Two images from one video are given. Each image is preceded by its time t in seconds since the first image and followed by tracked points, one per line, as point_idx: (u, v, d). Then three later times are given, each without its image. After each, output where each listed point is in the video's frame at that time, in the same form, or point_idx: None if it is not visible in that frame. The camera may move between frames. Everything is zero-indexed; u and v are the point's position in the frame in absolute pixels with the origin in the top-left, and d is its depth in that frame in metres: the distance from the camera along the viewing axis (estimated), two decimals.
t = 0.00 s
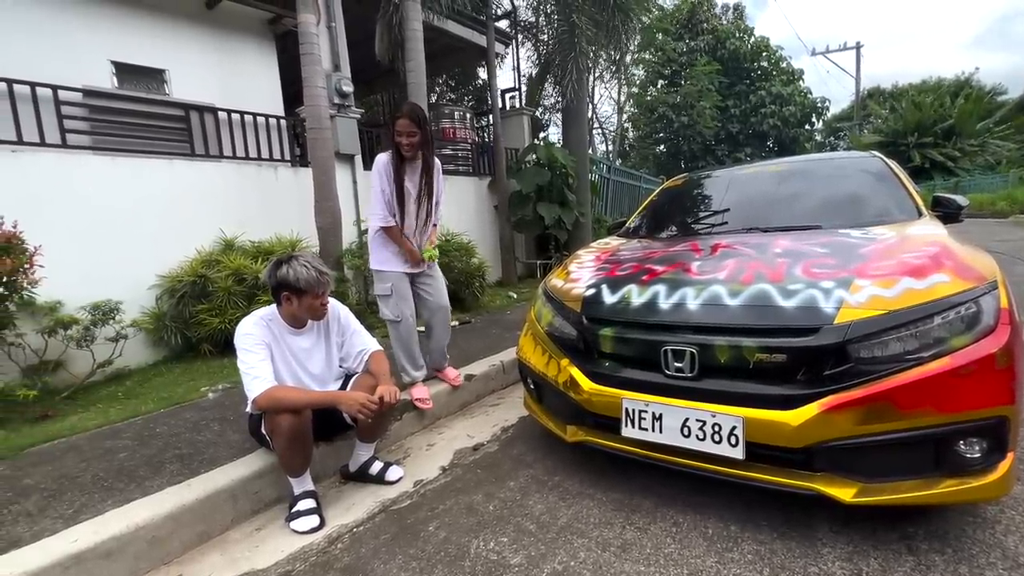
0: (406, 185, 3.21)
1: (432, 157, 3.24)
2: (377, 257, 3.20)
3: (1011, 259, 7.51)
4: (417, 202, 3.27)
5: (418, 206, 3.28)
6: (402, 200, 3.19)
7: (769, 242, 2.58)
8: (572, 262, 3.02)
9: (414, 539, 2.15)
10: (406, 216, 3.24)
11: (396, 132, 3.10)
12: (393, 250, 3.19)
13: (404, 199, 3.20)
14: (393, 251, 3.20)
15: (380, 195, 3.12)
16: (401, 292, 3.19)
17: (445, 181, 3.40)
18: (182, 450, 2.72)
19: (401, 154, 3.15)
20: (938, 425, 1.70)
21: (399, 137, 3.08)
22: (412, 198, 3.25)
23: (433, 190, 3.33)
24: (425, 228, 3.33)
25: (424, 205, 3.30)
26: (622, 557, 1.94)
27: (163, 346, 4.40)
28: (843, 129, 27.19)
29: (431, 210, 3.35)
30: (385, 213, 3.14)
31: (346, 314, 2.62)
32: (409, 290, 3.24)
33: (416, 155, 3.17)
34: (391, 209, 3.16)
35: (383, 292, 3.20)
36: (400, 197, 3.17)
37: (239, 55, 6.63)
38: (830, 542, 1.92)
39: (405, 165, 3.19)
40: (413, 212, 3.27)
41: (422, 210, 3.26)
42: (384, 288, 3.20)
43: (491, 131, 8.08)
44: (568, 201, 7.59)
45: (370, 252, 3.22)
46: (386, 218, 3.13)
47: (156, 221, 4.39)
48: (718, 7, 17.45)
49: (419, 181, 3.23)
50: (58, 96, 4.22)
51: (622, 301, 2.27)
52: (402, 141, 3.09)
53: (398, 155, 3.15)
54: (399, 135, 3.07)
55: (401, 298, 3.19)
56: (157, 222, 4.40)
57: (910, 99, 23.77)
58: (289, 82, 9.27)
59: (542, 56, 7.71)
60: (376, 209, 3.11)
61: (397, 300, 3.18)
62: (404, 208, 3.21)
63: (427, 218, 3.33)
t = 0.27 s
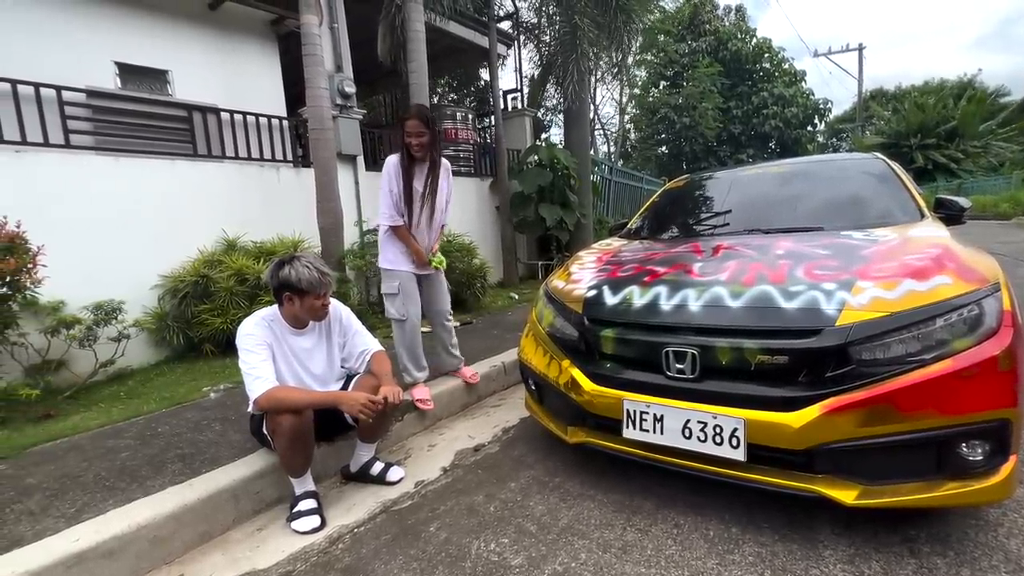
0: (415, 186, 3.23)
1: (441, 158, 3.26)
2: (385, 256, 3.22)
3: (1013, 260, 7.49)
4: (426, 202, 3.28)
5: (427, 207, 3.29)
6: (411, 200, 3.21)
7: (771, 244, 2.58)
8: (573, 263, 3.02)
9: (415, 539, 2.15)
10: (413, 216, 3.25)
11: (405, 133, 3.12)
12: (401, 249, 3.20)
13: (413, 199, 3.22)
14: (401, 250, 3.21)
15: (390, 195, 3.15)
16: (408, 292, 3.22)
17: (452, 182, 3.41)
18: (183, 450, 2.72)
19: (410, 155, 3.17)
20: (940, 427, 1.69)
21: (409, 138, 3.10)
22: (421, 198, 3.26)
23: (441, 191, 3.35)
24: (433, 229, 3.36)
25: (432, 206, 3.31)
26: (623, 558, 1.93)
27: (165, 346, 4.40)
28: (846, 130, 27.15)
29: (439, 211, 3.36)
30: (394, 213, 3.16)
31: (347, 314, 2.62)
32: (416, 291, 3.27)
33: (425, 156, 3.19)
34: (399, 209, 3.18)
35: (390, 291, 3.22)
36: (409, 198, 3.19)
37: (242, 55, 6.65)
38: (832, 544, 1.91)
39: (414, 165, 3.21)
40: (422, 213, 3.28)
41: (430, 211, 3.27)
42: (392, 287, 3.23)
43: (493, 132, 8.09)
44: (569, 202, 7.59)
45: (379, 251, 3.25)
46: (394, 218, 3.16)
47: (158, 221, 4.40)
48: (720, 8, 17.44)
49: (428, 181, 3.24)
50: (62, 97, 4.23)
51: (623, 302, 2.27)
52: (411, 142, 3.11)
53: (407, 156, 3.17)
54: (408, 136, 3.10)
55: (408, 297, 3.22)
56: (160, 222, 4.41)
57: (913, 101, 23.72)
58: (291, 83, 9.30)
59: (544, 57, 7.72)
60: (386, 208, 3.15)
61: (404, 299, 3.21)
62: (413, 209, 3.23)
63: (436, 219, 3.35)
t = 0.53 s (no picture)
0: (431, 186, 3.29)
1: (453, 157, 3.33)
2: (405, 256, 3.29)
3: (1014, 262, 7.49)
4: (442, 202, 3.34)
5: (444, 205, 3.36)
6: (429, 200, 3.26)
7: (772, 245, 2.58)
8: (574, 263, 3.02)
9: (415, 540, 2.15)
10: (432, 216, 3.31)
11: (419, 136, 3.16)
12: (422, 248, 3.26)
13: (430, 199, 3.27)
14: (422, 250, 3.27)
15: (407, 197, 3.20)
16: (422, 291, 3.26)
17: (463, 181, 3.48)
18: (184, 450, 2.72)
19: (424, 157, 3.22)
20: (940, 429, 1.69)
21: (424, 139, 3.14)
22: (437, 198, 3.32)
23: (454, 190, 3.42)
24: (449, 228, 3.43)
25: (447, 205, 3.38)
26: (623, 560, 1.93)
27: (166, 346, 4.41)
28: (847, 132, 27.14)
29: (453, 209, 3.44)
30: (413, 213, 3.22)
31: (348, 315, 2.62)
32: (429, 291, 3.31)
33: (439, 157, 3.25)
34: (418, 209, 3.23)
35: (405, 288, 3.26)
36: (426, 198, 3.24)
37: (243, 56, 6.66)
38: (832, 546, 1.91)
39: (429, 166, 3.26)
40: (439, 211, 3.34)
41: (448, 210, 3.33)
42: (407, 285, 3.28)
43: (495, 132, 8.09)
44: (570, 203, 7.59)
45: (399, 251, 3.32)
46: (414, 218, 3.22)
47: (160, 221, 4.41)
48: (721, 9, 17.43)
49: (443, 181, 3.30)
50: (64, 97, 4.24)
51: (624, 303, 2.28)
52: (426, 144, 3.16)
53: (422, 157, 3.22)
54: (423, 138, 3.14)
55: (421, 296, 3.26)
56: (161, 222, 4.42)
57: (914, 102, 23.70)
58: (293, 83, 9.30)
59: (546, 58, 7.72)
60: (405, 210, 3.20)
61: (417, 298, 3.25)
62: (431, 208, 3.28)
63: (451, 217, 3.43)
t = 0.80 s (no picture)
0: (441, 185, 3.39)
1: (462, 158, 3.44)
2: (421, 253, 3.34)
3: (1015, 263, 7.49)
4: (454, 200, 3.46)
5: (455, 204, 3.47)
6: (442, 198, 3.37)
7: (772, 245, 2.58)
8: (574, 263, 3.02)
9: (415, 539, 2.16)
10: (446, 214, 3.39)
11: (428, 137, 3.30)
12: (439, 244, 3.34)
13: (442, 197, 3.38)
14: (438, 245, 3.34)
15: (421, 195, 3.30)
16: (437, 287, 3.32)
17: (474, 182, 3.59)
18: (184, 449, 2.72)
19: (434, 157, 3.34)
20: (940, 430, 1.69)
21: (434, 140, 3.27)
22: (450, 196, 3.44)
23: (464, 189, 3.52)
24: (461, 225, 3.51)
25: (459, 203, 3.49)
26: (622, 559, 1.93)
27: (166, 346, 4.41)
28: (848, 133, 27.17)
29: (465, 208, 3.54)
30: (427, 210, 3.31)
31: (348, 314, 2.62)
32: (443, 287, 3.37)
33: (447, 157, 3.37)
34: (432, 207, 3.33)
35: (420, 284, 3.32)
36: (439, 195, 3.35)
37: (244, 56, 6.66)
38: (831, 546, 1.91)
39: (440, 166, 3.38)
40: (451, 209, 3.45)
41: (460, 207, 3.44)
42: (422, 282, 3.33)
43: (495, 133, 8.09)
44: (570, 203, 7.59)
45: (413, 249, 3.37)
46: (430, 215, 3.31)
47: (160, 221, 4.41)
48: (722, 10, 17.43)
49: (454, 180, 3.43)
50: (65, 96, 4.25)
51: (624, 303, 2.28)
52: (435, 144, 3.29)
53: (432, 158, 3.34)
54: (432, 139, 3.28)
55: (436, 292, 3.32)
56: (162, 222, 4.42)
57: (915, 103, 23.70)
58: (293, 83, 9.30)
59: (546, 58, 7.73)
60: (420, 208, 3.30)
61: (432, 294, 3.30)
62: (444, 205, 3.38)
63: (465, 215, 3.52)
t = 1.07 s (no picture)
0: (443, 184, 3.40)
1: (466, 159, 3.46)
2: (421, 251, 3.34)
3: (1015, 264, 7.49)
4: (455, 199, 3.47)
5: (458, 203, 3.48)
6: (442, 197, 3.38)
7: (772, 246, 2.58)
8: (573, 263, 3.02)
9: (413, 539, 2.15)
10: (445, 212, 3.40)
11: (432, 136, 3.30)
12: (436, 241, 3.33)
13: (444, 196, 3.39)
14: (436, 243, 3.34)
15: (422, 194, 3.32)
16: (444, 283, 3.36)
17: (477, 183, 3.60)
18: (183, 448, 2.72)
19: (438, 156, 3.35)
20: (939, 430, 1.69)
21: (438, 138, 3.28)
22: (451, 195, 3.46)
23: (467, 188, 3.52)
24: (461, 224, 3.51)
25: (461, 203, 3.49)
26: (621, 559, 1.93)
27: (165, 345, 4.40)
28: (848, 133, 27.19)
29: (468, 207, 3.54)
30: (428, 209, 3.32)
31: (347, 313, 2.62)
32: (449, 282, 3.40)
33: (451, 156, 3.38)
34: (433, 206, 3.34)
35: (426, 283, 3.33)
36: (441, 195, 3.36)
37: (244, 55, 6.66)
38: (829, 547, 1.91)
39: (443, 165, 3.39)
40: (453, 209, 3.46)
41: (462, 207, 3.45)
42: (428, 280, 3.34)
43: (495, 132, 8.09)
44: (570, 203, 7.59)
45: (414, 246, 3.37)
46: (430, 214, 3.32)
47: (159, 220, 4.40)
48: (722, 11, 17.43)
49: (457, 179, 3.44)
50: (64, 95, 4.24)
51: (623, 303, 2.28)
52: (440, 143, 3.29)
53: (436, 156, 3.35)
54: (436, 138, 3.28)
55: (444, 288, 3.35)
56: (161, 221, 4.42)
57: (915, 104, 23.70)
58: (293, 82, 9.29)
59: (546, 58, 7.73)
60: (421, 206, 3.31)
61: (441, 290, 3.34)
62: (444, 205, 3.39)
63: (467, 215, 3.52)
